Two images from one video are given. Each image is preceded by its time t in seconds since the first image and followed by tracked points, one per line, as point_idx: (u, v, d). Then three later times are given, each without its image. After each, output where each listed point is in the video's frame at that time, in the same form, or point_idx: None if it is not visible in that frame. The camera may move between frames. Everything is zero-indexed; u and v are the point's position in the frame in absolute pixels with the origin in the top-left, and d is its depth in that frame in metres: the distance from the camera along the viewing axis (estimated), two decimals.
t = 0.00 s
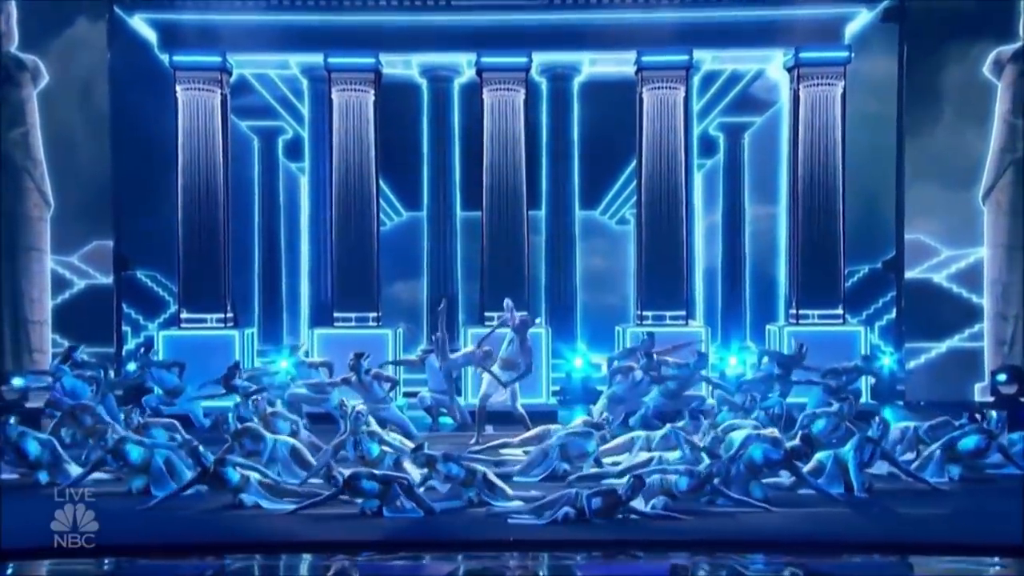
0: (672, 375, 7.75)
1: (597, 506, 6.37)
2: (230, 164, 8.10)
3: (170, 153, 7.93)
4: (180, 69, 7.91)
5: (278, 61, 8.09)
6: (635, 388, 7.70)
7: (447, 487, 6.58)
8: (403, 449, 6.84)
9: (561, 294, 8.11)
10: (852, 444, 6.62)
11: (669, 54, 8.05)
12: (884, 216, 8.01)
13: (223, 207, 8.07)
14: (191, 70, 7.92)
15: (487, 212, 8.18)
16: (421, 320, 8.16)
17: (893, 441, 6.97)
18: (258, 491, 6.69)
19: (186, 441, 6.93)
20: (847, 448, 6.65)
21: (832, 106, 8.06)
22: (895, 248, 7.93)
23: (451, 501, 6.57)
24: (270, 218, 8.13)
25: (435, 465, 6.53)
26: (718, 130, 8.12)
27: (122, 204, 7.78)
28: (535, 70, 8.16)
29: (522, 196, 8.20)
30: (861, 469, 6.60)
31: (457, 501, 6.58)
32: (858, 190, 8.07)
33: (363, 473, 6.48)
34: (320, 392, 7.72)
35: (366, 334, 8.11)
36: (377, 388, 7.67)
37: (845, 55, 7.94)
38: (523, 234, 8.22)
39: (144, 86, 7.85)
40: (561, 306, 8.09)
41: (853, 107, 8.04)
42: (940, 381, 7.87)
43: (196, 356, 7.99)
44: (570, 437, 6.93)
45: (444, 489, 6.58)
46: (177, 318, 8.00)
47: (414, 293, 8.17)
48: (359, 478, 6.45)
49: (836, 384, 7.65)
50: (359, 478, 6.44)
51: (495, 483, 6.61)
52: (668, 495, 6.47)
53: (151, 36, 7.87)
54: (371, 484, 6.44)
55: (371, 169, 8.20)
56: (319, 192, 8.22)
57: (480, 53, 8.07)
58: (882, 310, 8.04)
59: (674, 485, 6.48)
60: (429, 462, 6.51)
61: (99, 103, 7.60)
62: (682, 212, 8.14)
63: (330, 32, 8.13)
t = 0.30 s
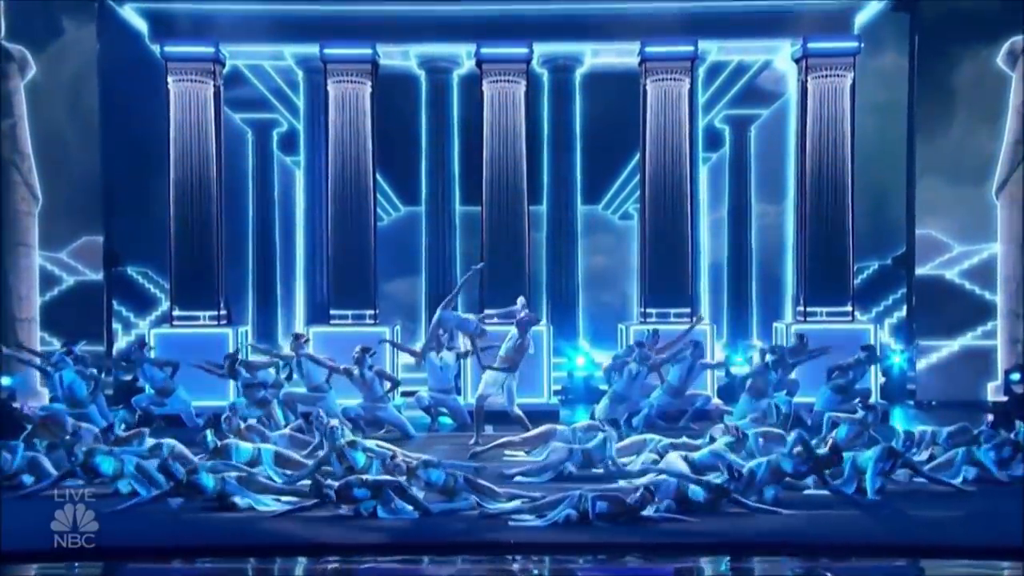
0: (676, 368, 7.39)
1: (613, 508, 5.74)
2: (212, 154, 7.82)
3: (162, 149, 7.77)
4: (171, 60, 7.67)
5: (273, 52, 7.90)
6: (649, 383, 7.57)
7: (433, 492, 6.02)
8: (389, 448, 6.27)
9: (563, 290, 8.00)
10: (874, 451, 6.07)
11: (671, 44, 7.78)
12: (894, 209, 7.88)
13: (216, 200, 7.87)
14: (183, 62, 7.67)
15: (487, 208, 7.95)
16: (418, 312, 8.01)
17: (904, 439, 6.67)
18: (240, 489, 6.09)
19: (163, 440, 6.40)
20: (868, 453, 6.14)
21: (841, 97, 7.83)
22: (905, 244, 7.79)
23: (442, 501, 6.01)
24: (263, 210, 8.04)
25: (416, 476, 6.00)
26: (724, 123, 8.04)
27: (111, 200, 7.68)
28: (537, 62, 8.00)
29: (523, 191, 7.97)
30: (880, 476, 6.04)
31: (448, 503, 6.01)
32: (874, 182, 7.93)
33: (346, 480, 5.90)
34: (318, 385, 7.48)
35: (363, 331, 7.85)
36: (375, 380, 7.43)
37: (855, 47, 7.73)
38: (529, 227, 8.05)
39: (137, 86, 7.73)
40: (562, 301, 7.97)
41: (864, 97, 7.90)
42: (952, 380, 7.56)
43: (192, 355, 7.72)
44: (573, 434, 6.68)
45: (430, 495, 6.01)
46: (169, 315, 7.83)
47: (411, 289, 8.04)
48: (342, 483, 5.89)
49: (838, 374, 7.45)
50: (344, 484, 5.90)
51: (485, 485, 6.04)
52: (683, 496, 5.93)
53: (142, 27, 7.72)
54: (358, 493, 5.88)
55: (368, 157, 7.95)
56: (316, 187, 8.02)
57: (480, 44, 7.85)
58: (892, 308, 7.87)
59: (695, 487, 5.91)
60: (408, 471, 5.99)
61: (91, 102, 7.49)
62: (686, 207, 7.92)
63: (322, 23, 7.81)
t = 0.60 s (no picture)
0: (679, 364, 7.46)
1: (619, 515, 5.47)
2: (212, 142, 7.81)
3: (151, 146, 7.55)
4: (162, 50, 7.53)
5: (266, 41, 7.70)
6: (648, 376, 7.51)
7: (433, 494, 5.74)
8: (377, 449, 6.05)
9: (565, 288, 7.70)
10: (895, 457, 5.80)
11: (678, 35, 7.59)
12: (907, 201, 7.57)
13: (208, 195, 7.77)
14: (174, 52, 7.54)
15: (486, 203, 7.81)
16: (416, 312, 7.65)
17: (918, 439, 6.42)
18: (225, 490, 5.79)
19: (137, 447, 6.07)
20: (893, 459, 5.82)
21: (852, 88, 7.72)
22: (918, 237, 7.48)
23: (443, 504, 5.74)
24: (258, 207, 7.74)
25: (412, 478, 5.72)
26: (730, 114, 7.78)
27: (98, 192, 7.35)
28: (538, 51, 7.82)
29: (522, 186, 7.83)
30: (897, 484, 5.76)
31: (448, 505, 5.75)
32: (893, 176, 7.60)
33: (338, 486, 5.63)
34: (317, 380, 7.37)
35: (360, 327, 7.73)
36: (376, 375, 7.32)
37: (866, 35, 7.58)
38: (529, 220, 7.89)
39: (123, 83, 7.40)
40: (562, 297, 7.68)
41: (874, 86, 7.65)
42: (964, 379, 7.33)
43: (184, 356, 7.57)
44: (575, 431, 6.45)
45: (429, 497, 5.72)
46: (160, 312, 7.62)
47: (409, 287, 7.68)
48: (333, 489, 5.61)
49: (840, 368, 7.35)
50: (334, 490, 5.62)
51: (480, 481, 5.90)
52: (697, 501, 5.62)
53: (132, 16, 7.45)
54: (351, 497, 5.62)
55: (364, 148, 7.83)
56: (310, 179, 7.88)
57: (480, 33, 7.66)
58: (905, 305, 7.57)
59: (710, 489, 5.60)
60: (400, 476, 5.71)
61: (74, 102, 7.14)
62: (691, 201, 7.77)
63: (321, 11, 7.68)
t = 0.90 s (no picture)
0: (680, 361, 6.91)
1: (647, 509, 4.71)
2: (195, 138, 7.27)
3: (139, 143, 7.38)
4: (150, 38, 7.09)
5: (257, 30, 7.40)
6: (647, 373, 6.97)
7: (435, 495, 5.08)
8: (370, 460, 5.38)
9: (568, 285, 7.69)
10: (930, 465, 5.12)
11: (683, 22, 7.30)
12: (918, 191, 7.50)
13: (199, 189, 7.32)
14: (162, 39, 7.11)
15: (485, 197, 7.49)
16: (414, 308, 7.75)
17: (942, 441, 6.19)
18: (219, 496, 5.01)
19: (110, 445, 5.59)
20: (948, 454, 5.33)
21: (866, 77, 7.25)
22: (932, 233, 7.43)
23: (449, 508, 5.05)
24: (252, 200, 7.63)
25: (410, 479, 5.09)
26: (739, 105, 7.71)
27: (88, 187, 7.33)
28: (540, 40, 7.64)
29: (526, 176, 7.47)
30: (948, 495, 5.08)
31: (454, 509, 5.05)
32: (903, 165, 7.53)
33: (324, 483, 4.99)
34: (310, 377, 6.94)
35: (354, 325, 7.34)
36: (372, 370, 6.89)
37: (878, 23, 7.17)
38: (528, 215, 7.52)
39: (116, 77, 7.34)
40: (565, 295, 7.66)
41: (888, 82, 7.47)
42: (983, 377, 7.21)
43: (173, 356, 7.21)
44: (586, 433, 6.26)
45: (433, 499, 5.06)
46: (149, 309, 7.39)
47: (405, 283, 7.79)
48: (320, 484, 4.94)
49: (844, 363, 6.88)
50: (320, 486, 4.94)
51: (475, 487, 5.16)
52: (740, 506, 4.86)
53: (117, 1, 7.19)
54: (343, 492, 4.94)
55: (361, 137, 7.39)
56: (303, 173, 7.54)
57: (479, 21, 7.32)
58: (918, 301, 7.48)
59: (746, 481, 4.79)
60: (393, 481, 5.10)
61: (63, 101, 7.23)
62: (698, 193, 7.48)
63: None
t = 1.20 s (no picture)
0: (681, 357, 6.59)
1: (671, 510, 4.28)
2: (185, 130, 7.04)
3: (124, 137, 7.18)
4: (137, 24, 6.83)
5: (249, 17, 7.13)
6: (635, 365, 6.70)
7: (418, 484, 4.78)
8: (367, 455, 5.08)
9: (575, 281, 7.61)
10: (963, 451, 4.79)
11: (690, 9, 7.06)
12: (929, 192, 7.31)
13: (188, 180, 7.06)
14: (150, 25, 6.85)
15: (485, 189, 7.24)
16: (413, 307, 7.58)
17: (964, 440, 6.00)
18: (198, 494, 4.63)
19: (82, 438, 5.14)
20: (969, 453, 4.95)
21: (879, 65, 6.96)
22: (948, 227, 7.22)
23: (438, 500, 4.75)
24: (242, 195, 7.36)
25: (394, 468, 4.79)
26: (748, 95, 7.44)
27: (72, 179, 7.13)
28: (541, 27, 7.40)
29: (528, 168, 7.21)
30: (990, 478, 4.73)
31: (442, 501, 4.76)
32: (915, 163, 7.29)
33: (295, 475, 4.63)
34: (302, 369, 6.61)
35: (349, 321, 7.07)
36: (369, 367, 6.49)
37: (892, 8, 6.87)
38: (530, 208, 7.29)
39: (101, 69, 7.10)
40: (568, 291, 7.41)
41: (900, 79, 7.23)
42: (997, 375, 7.32)
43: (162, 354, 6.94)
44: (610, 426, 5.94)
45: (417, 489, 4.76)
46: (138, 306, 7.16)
47: (401, 279, 7.58)
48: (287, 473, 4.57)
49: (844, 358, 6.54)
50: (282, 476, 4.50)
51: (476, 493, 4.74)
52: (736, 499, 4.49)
53: None
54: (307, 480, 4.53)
55: (356, 127, 7.14)
56: (297, 167, 7.30)
57: (478, 7, 7.07)
58: (933, 297, 7.24)
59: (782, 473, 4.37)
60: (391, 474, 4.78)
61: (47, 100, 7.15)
62: (706, 185, 7.22)
63: None
